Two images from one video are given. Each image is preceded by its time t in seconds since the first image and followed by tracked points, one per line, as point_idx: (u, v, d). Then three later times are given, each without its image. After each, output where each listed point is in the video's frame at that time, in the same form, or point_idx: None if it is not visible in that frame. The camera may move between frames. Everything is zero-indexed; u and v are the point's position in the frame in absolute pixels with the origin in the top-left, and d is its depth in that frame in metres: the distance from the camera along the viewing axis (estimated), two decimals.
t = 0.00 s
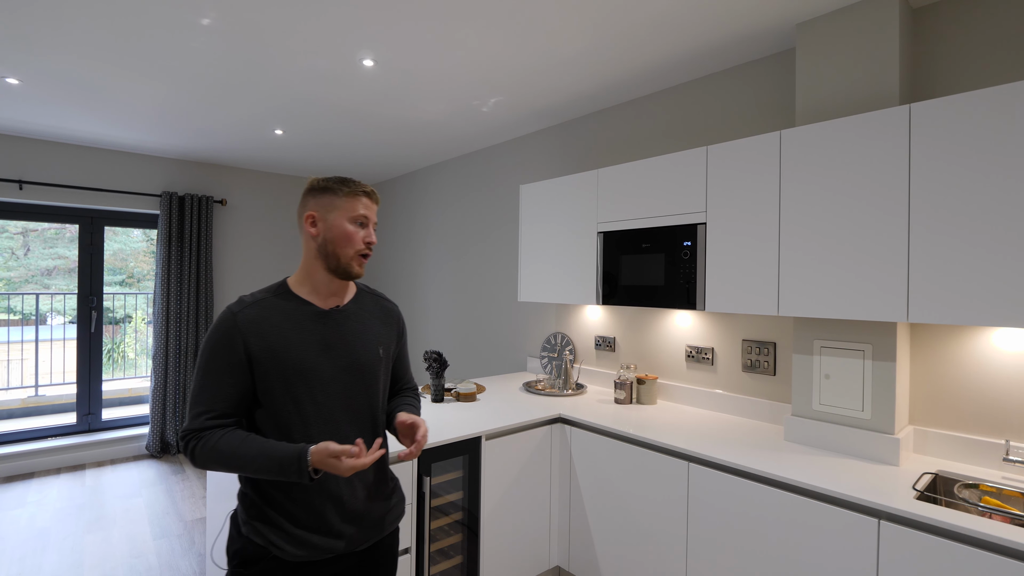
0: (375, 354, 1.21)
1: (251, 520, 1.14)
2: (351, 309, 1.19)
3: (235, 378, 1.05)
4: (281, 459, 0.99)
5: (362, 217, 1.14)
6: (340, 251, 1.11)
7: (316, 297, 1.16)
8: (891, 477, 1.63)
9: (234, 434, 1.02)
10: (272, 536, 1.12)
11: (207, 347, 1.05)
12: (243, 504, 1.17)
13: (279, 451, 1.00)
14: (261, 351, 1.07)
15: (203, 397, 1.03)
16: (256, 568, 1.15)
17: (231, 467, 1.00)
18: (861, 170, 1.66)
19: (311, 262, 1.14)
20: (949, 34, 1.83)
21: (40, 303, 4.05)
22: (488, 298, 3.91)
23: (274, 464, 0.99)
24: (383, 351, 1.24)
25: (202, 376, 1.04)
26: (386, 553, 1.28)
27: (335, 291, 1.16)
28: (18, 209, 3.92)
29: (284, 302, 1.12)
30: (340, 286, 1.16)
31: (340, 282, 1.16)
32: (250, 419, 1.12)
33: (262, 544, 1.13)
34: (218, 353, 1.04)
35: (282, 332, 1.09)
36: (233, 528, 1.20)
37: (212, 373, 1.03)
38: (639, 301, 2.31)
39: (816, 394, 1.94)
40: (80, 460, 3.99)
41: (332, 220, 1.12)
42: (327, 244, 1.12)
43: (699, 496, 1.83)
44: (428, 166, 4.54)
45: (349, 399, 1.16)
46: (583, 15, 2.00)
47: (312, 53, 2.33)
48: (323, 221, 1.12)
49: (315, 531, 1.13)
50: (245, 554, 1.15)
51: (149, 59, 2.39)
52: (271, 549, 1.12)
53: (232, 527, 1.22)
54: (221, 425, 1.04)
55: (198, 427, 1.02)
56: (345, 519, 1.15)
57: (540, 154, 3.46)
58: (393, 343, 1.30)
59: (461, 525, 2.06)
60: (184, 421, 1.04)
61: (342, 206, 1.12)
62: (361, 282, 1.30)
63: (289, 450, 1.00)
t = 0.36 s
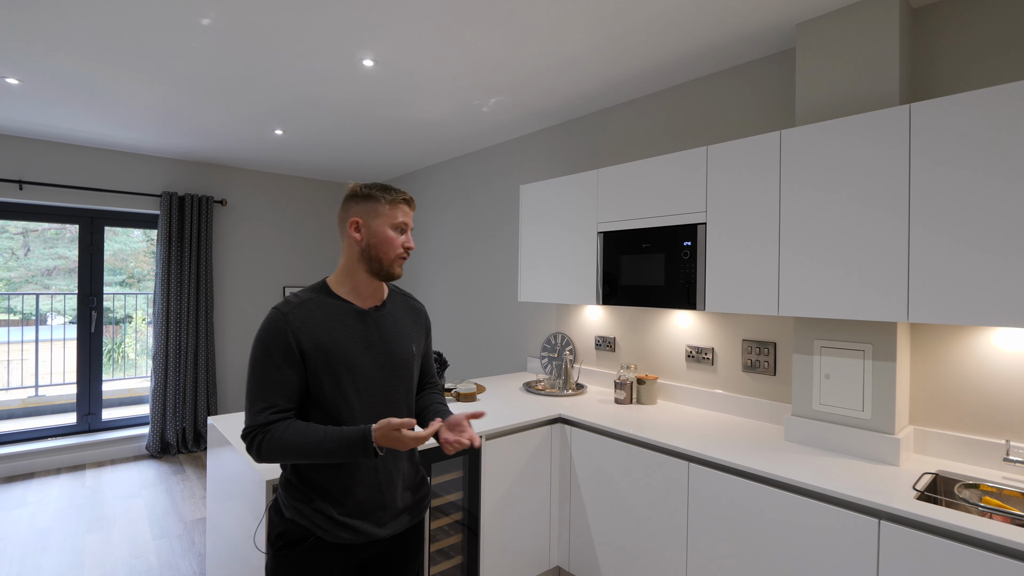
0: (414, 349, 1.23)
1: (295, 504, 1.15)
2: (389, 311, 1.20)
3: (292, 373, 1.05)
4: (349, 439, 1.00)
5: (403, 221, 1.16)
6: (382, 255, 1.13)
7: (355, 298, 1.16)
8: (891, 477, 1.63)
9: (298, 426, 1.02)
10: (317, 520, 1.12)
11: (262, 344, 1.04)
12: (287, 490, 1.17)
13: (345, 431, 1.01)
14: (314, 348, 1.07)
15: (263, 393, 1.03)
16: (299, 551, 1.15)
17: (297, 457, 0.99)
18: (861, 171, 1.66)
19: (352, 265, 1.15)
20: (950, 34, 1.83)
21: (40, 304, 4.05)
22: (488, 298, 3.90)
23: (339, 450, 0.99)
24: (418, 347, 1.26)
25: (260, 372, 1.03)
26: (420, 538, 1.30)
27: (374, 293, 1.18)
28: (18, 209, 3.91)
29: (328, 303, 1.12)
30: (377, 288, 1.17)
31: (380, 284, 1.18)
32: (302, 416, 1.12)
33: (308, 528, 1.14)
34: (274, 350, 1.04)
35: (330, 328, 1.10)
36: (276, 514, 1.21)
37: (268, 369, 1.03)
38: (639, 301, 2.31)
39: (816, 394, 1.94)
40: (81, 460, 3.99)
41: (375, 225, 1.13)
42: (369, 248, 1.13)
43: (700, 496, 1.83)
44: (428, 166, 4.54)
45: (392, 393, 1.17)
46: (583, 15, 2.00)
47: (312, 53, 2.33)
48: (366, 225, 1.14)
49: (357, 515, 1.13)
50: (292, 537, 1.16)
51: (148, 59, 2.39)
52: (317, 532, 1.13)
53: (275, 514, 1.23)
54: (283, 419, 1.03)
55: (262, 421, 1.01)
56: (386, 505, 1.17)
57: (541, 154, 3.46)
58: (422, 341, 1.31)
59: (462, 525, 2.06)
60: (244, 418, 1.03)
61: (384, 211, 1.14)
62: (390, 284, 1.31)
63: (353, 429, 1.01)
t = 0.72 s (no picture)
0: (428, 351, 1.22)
1: (307, 498, 1.15)
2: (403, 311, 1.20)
3: (307, 369, 1.05)
4: (355, 444, 0.99)
5: (412, 219, 1.15)
6: (392, 254, 1.13)
7: (370, 298, 1.15)
8: (890, 477, 1.63)
9: (308, 423, 1.02)
10: (329, 513, 1.13)
11: (280, 337, 1.05)
12: (299, 483, 1.17)
13: (352, 435, 1.00)
14: (332, 345, 1.07)
15: (277, 387, 1.03)
16: (310, 545, 1.15)
17: (305, 454, 0.99)
18: (860, 171, 1.66)
19: (364, 266, 1.15)
20: (949, 34, 1.83)
21: (40, 304, 4.05)
22: (488, 298, 3.90)
23: (345, 451, 0.99)
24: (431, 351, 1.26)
25: (276, 366, 1.04)
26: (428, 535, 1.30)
27: (389, 293, 1.17)
28: (18, 210, 3.91)
29: (345, 301, 1.12)
30: (390, 287, 1.16)
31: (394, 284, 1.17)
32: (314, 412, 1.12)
33: (321, 520, 1.14)
34: (292, 345, 1.04)
35: (348, 326, 1.10)
36: (287, 508, 1.21)
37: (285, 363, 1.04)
38: (639, 301, 2.31)
39: (816, 394, 1.94)
40: (81, 460, 4.00)
41: (384, 224, 1.13)
42: (379, 247, 1.13)
43: (700, 496, 1.83)
44: (428, 166, 4.54)
45: (404, 393, 1.16)
46: (583, 15, 2.00)
47: (312, 53, 2.33)
48: (376, 225, 1.13)
49: (368, 508, 1.14)
50: (302, 532, 1.16)
51: (147, 59, 2.39)
52: (330, 525, 1.13)
53: (285, 508, 1.23)
54: (295, 414, 1.03)
55: (274, 414, 1.02)
56: (397, 500, 1.17)
57: (540, 154, 3.46)
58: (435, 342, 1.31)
59: (461, 525, 2.06)
60: (257, 410, 1.03)
61: (392, 211, 1.13)
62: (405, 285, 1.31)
63: (360, 434, 1.00)
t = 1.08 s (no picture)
0: (427, 352, 1.21)
1: (308, 505, 1.15)
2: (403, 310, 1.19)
3: (305, 373, 1.05)
4: (348, 451, 0.98)
5: (400, 214, 1.12)
6: (384, 253, 1.11)
7: (372, 298, 1.15)
8: (891, 477, 1.63)
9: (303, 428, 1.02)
10: (331, 521, 1.12)
11: (278, 341, 1.04)
12: (299, 490, 1.17)
13: (348, 437, 0.99)
14: (328, 348, 1.07)
15: (273, 391, 1.03)
16: (313, 553, 1.15)
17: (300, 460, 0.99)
18: (861, 170, 1.65)
19: (361, 267, 1.14)
20: (950, 33, 1.82)
21: (40, 304, 4.04)
22: (489, 298, 3.90)
23: (339, 458, 0.98)
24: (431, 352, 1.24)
25: (272, 370, 1.03)
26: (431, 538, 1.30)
27: (390, 291, 1.15)
28: (18, 210, 3.91)
29: (344, 302, 1.12)
30: (390, 284, 1.15)
31: (393, 282, 1.15)
32: (312, 416, 1.11)
33: (322, 528, 1.14)
34: (287, 348, 1.04)
35: (345, 329, 1.09)
36: (288, 515, 1.20)
37: (282, 367, 1.03)
38: (639, 300, 2.31)
39: (816, 394, 1.93)
40: (81, 460, 4.00)
41: (373, 223, 1.11)
42: (371, 247, 1.12)
43: (700, 496, 1.82)
44: (428, 166, 4.53)
45: (405, 395, 1.16)
46: (582, 14, 2.00)
47: (311, 53, 2.33)
48: (366, 226, 1.12)
49: (370, 515, 1.13)
50: (304, 540, 1.15)
51: (147, 59, 2.39)
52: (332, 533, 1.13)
53: (286, 515, 1.22)
54: (290, 418, 1.03)
55: (269, 420, 1.01)
56: (400, 506, 1.17)
57: (541, 154, 3.46)
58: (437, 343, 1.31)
59: (461, 525, 2.05)
60: (254, 415, 1.03)
61: (380, 208, 1.11)
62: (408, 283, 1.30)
63: (356, 435, 1.00)
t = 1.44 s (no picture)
0: (419, 351, 1.20)
1: (301, 519, 1.14)
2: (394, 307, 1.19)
3: (291, 383, 1.04)
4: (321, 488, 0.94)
5: (380, 211, 1.09)
6: (365, 252, 1.10)
7: (358, 298, 1.14)
8: (891, 477, 1.63)
9: (288, 446, 1.00)
10: (324, 536, 1.12)
11: (263, 351, 1.04)
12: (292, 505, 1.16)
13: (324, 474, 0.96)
14: (315, 354, 1.06)
15: (259, 404, 1.02)
16: (306, 568, 1.14)
17: (285, 476, 0.97)
18: (861, 170, 1.65)
19: (346, 267, 1.14)
20: (950, 33, 1.82)
21: (40, 304, 4.05)
22: (489, 298, 3.90)
23: (311, 492, 0.95)
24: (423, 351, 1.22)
25: (258, 382, 1.03)
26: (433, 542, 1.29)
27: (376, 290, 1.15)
28: (19, 210, 3.92)
29: (332, 303, 1.11)
30: (375, 282, 1.14)
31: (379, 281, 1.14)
32: (303, 426, 1.11)
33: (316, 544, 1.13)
34: (272, 357, 1.03)
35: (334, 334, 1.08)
36: (283, 527, 1.20)
37: (268, 377, 1.03)
38: (639, 300, 2.31)
39: (817, 394, 1.93)
40: (81, 461, 4.00)
41: (353, 222, 1.10)
42: (353, 247, 1.11)
43: (700, 496, 1.82)
44: (428, 166, 4.53)
45: (400, 398, 1.15)
46: (582, 14, 2.00)
47: (311, 53, 2.33)
48: (346, 225, 1.11)
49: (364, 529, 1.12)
50: (298, 553, 1.15)
51: (147, 59, 2.39)
52: (325, 548, 1.11)
53: (280, 527, 1.21)
54: (276, 433, 1.02)
55: (255, 434, 1.01)
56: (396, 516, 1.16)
57: (541, 154, 3.45)
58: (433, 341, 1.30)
59: (461, 525, 2.05)
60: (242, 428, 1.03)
61: (358, 207, 1.09)
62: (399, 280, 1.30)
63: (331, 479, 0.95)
